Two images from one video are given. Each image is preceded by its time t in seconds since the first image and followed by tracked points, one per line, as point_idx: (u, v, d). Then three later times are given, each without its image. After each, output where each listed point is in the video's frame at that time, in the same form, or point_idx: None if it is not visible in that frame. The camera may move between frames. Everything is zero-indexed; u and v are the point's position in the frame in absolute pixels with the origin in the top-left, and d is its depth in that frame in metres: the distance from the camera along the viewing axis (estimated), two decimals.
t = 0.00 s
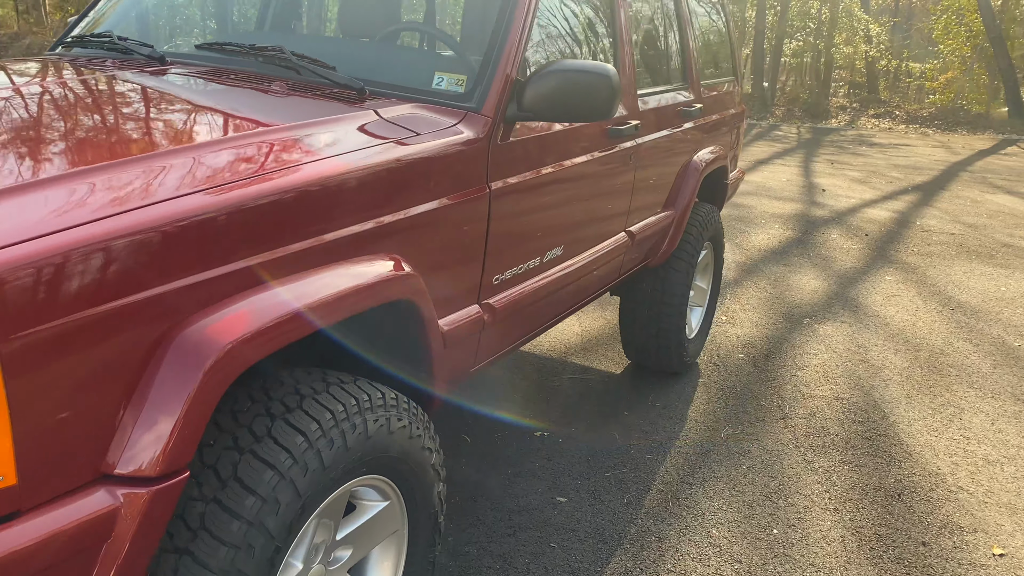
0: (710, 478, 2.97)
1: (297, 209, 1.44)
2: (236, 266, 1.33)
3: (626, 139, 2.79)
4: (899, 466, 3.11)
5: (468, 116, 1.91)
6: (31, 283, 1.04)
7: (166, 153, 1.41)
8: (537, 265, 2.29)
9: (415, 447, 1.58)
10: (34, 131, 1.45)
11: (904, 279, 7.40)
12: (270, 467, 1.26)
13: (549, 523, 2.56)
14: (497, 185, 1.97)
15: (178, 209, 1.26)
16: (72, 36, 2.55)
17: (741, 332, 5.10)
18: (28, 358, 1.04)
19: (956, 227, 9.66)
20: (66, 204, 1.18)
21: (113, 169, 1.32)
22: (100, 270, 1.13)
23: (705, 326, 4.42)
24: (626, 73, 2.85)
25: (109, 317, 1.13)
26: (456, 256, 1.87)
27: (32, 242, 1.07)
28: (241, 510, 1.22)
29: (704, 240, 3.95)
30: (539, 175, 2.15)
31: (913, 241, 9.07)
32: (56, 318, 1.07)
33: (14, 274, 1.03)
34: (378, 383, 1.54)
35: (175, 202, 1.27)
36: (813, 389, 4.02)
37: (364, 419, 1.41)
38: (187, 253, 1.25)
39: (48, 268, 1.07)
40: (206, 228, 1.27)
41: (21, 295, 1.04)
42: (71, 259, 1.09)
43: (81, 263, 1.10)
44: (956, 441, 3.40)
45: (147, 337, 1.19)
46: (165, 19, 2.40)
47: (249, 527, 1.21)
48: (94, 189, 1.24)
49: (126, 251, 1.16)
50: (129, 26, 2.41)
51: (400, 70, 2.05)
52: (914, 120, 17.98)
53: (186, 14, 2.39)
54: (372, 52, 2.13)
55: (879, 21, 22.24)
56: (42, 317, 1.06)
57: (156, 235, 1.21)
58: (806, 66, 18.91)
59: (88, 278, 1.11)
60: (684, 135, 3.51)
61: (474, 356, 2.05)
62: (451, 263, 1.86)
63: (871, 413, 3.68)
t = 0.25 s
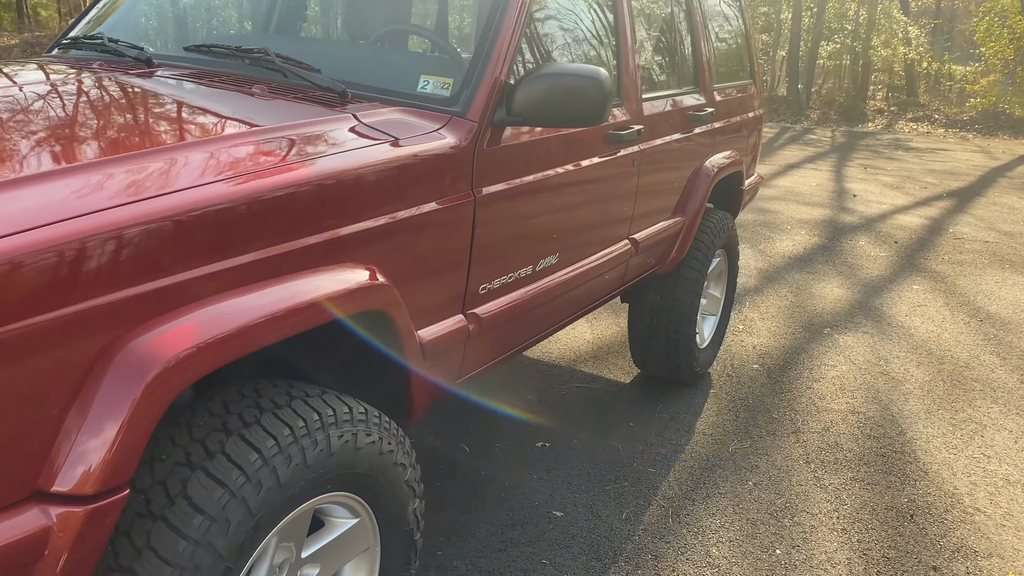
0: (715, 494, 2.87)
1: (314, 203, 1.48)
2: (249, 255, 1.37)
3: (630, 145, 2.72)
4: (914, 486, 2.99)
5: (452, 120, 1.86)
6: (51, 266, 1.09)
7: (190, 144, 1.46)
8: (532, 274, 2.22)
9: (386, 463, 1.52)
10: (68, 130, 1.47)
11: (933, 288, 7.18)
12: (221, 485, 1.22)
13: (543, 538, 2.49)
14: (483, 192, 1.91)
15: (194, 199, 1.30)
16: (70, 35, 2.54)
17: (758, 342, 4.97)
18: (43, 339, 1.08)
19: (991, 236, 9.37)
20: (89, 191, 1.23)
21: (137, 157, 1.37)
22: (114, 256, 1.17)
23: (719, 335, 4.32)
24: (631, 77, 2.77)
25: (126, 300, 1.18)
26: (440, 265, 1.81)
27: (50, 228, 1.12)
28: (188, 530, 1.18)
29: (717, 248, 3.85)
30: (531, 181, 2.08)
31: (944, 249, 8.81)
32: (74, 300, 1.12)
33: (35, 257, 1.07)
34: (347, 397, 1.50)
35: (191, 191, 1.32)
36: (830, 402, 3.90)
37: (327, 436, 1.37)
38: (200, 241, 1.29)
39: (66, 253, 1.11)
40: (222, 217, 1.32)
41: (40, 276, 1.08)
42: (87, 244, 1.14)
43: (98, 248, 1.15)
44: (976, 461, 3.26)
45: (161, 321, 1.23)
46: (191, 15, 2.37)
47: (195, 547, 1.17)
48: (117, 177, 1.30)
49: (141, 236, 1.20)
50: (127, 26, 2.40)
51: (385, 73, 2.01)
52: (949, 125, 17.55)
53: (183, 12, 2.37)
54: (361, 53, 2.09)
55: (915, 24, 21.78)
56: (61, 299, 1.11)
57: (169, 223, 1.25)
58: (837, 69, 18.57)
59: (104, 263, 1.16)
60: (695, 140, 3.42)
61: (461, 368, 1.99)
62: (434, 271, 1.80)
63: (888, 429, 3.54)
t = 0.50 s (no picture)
0: (716, 507, 2.79)
1: (325, 192, 1.52)
2: (257, 242, 1.42)
3: (629, 147, 2.65)
4: (925, 503, 2.88)
5: (433, 120, 1.82)
6: (61, 247, 1.14)
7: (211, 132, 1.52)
8: (520, 279, 2.17)
9: (352, 475, 1.47)
10: (96, 125, 1.48)
11: (959, 297, 6.98)
12: (166, 497, 1.18)
13: (534, 550, 2.43)
14: (465, 194, 1.86)
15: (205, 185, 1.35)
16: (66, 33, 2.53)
17: (772, 350, 4.85)
18: (52, 318, 1.13)
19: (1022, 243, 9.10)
20: (108, 175, 1.29)
21: (157, 143, 1.43)
22: (123, 240, 1.22)
23: (729, 343, 4.22)
24: (631, 78, 2.71)
25: (133, 283, 1.23)
26: (417, 269, 1.76)
27: (62, 211, 1.17)
28: (129, 543, 1.14)
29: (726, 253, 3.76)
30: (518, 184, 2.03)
31: (972, 256, 8.58)
32: (85, 281, 1.17)
33: (45, 239, 1.12)
34: (311, 406, 1.45)
35: (202, 178, 1.36)
36: (842, 413, 3.78)
37: (284, 446, 1.33)
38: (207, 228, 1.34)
39: (75, 235, 1.16)
40: (231, 204, 1.37)
41: (50, 257, 1.13)
42: (96, 228, 1.19)
43: (107, 231, 1.20)
44: (993, 477, 3.13)
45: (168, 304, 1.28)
46: (203, 13, 2.33)
47: (136, 561, 1.13)
48: (133, 161, 1.35)
49: (155, 220, 1.26)
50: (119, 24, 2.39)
51: (367, 72, 1.97)
52: (982, 129, 17.14)
53: (172, 5, 2.34)
54: (347, 52, 2.06)
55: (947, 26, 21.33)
56: (71, 280, 1.16)
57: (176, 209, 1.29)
58: (866, 72, 18.23)
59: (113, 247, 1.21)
60: (702, 143, 3.33)
61: (443, 375, 1.94)
62: (411, 276, 1.75)
63: (901, 442, 3.43)
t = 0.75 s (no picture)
0: (708, 513, 2.75)
1: (329, 181, 1.59)
2: (260, 229, 1.48)
3: (619, 147, 2.63)
4: (923, 512, 2.81)
5: (408, 118, 1.81)
6: (69, 228, 1.21)
7: (227, 122, 1.59)
8: (501, 279, 2.15)
9: (315, 476, 1.46)
10: (120, 123, 1.52)
11: (974, 302, 6.85)
12: (115, 495, 1.18)
13: (517, 554, 2.41)
14: (441, 193, 1.85)
15: (210, 174, 1.42)
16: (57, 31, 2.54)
17: (777, 355, 4.79)
18: (58, 297, 1.20)
19: None
20: (125, 159, 1.37)
21: (169, 132, 1.50)
22: (130, 225, 1.29)
23: (731, 347, 4.17)
24: (623, 78, 2.68)
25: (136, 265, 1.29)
26: (390, 268, 1.75)
27: (70, 194, 1.24)
28: (75, 541, 1.13)
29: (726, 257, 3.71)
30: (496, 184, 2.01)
31: (990, 262, 8.42)
32: (93, 262, 1.24)
33: (52, 221, 1.19)
34: (273, 406, 1.45)
35: (210, 166, 1.43)
36: (844, 419, 3.72)
37: (241, 446, 1.32)
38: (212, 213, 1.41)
39: (84, 217, 1.23)
40: (237, 191, 1.43)
41: (58, 237, 1.20)
42: (105, 211, 1.26)
43: (115, 215, 1.27)
44: (996, 488, 3.05)
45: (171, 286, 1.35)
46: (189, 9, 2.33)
47: (81, 559, 1.13)
48: (144, 148, 1.43)
49: (164, 206, 1.33)
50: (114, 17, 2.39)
51: (344, 69, 1.96)
52: (1004, 133, 16.85)
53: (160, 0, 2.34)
54: (328, 49, 2.06)
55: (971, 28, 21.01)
56: (79, 260, 1.23)
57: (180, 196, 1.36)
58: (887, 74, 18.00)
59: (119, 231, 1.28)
60: (701, 144, 3.29)
61: (419, 376, 1.93)
62: (382, 275, 1.75)
63: (903, 450, 3.35)
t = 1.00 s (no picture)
0: (697, 511, 2.73)
1: (299, 170, 1.63)
2: (257, 210, 1.56)
3: (609, 142, 2.63)
4: (919, 514, 2.77)
5: (384, 109, 1.83)
6: (83, 201, 1.31)
7: (245, 105, 1.69)
8: (482, 272, 2.16)
9: (281, 463, 1.47)
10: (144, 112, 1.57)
11: (991, 306, 6.72)
12: (69, 475, 1.22)
13: (502, 547, 2.41)
14: (416, 184, 1.87)
15: (216, 154, 1.51)
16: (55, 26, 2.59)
17: (783, 355, 4.74)
18: (71, 264, 1.30)
19: None
20: (143, 138, 1.48)
21: (186, 112, 1.60)
22: (139, 200, 1.39)
23: (732, 346, 4.13)
24: (614, 72, 2.68)
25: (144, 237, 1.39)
26: (364, 258, 1.78)
27: (85, 168, 1.34)
28: (28, 518, 1.17)
29: (725, 255, 3.69)
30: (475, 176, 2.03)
31: (1010, 265, 8.26)
32: (103, 233, 1.34)
33: (67, 193, 1.29)
34: (238, 392, 1.47)
35: (218, 146, 1.53)
36: (845, 420, 3.67)
37: (201, 430, 1.34)
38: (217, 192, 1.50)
39: (95, 190, 1.33)
40: (243, 170, 1.53)
41: (74, 209, 1.30)
42: (116, 185, 1.35)
43: (125, 189, 1.36)
44: (997, 491, 3.00)
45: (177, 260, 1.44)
46: None
47: (34, 536, 1.16)
48: (162, 129, 1.53)
49: (174, 182, 1.43)
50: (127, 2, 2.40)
51: (321, 58, 1.97)
52: None
53: None
54: (308, 37, 2.07)
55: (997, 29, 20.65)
56: (93, 231, 1.33)
57: (187, 174, 1.45)
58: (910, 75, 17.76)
59: (129, 205, 1.37)
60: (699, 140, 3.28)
61: (395, 367, 1.95)
62: (355, 266, 1.77)
63: (904, 452, 3.30)
